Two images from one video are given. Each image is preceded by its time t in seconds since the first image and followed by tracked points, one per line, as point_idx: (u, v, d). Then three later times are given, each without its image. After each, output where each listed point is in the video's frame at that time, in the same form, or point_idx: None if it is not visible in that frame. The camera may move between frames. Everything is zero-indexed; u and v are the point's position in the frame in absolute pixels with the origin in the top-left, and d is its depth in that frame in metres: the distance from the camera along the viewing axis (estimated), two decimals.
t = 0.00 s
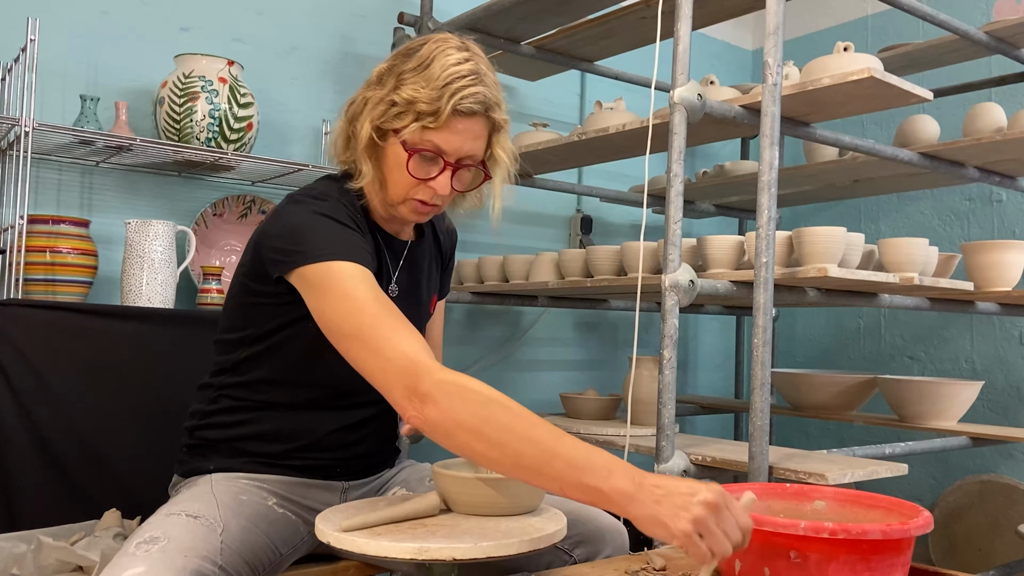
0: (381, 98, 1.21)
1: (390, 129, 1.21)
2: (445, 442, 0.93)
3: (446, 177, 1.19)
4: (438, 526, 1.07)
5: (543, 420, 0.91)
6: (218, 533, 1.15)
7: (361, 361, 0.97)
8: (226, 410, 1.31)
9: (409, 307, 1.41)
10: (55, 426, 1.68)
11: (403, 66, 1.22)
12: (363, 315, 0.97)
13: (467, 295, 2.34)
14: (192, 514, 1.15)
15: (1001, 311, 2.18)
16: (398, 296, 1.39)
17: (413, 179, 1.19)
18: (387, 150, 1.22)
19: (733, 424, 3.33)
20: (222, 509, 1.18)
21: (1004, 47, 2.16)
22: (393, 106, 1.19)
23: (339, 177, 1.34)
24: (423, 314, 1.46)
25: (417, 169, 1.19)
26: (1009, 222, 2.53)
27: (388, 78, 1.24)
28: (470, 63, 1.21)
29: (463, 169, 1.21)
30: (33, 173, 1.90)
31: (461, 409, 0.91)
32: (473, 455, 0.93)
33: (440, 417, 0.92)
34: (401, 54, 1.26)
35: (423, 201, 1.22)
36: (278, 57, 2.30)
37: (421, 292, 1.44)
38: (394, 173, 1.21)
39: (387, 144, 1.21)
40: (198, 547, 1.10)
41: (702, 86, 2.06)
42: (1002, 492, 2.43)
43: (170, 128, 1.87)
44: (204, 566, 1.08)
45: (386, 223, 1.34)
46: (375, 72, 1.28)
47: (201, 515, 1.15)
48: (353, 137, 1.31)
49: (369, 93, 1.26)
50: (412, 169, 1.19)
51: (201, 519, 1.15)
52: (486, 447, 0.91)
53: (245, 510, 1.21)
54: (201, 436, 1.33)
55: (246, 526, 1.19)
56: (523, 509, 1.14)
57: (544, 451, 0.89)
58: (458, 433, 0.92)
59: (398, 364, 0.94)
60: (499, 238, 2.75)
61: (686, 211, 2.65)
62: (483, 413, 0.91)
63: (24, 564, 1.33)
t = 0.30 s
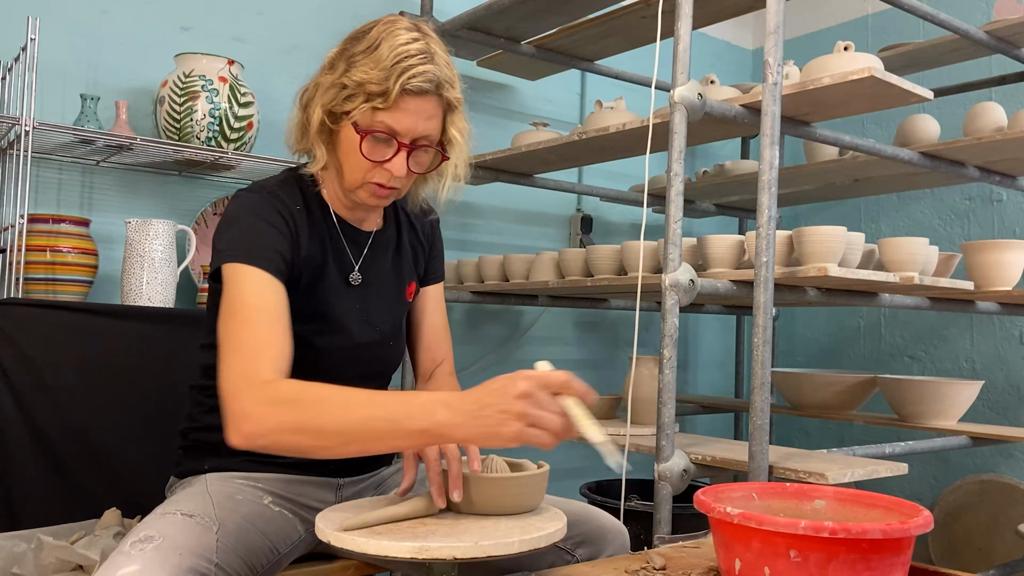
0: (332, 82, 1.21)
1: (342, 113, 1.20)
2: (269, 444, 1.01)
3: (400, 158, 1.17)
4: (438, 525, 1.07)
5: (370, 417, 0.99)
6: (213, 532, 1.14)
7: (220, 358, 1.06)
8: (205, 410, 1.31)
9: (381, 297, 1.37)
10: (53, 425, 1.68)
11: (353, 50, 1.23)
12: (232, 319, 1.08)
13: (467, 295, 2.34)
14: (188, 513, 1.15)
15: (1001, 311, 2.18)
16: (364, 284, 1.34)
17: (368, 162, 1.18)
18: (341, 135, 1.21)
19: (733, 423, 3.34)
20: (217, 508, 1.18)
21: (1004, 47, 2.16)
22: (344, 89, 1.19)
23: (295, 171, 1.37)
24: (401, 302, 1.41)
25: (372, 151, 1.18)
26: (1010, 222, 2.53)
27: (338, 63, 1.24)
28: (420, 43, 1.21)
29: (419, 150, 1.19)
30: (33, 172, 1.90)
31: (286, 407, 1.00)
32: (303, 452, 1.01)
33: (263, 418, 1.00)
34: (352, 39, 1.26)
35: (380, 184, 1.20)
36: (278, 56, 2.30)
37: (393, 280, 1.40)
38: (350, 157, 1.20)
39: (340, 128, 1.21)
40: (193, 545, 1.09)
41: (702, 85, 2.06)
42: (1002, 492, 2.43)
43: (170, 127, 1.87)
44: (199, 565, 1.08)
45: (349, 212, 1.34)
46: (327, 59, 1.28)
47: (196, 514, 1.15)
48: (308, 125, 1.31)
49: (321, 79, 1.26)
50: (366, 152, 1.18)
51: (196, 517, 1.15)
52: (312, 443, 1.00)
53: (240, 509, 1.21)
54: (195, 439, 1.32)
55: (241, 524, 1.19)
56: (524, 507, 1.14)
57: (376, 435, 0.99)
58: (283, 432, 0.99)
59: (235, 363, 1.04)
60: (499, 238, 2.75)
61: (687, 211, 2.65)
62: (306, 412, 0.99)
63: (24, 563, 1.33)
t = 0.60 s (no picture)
0: (291, 79, 1.20)
1: (304, 110, 1.20)
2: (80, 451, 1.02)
3: (366, 153, 1.17)
4: (439, 525, 1.07)
5: (175, 461, 0.98)
6: (199, 531, 1.14)
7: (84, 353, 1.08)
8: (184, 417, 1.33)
9: (352, 294, 1.36)
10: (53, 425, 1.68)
11: (311, 44, 1.22)
12: (110, 322, 1.10)
13: (467, 294, 2.34)
14: (173, 514, 1.16)
15: (1001, 310, 2.18)
16: (333, 283, 1.34)
17: (333, 159, 1.18)
18: (304, 133, 1.21)
19: (734, 422, 3.34)
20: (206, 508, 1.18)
21: (1005, 46, 2.16)
22: (304, 86, 1.19)
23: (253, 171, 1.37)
24: (375, 297, 1.40)
25: (336, 148, 1.18)
26: (1010, 222, 2.53)
27: (296, 58, 1.23)
28: (380, 34, 1.21)
29: (384, 144, 1.19)
30: (33, 172, 1.90)
31: (102, 426, 0.99)
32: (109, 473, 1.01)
33: (78, 430, 1.00)
34: (308, 33, 1.25)
35: (347, 181, 1.20)
36: (278, 55, 2.30)
37: (365, 276, 1.40)
38: (314, 154, 1.20)
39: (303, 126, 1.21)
40: (179, 543, 1.10)
41: (702, 84, 2.06)
42: (1002, 492, 2.43)
43: (170, 127, 1.87)
44: (184, 563, 1.08)
45: (311, 209, 1.34)
46: (284, 55, 1.27)
47: (184, 513, 1.16)
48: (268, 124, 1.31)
49: (279, 75, 1.26)
50: (331, 149, 1.18)
51: (183, 517, 1.16)
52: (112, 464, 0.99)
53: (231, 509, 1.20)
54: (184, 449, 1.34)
55: (232, 523, 1.18)
56: (524, 506, 1.15)
57: (178, 476, 0.98)
58: (86, 447, 1.00)
59: (91, 363, 1.05)
60: (500, 238, 2.75)
61: (687, 211, 2.65)
62: (119, 439, 0.98)
63: (24, 562, 1.33)
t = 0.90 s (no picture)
0: (267, 79, 1.20)
1: (281, 110, 1.20)
2: (93, 463, 1.04)
3: (347, 151, 1.17)
4: (438, 524, 1.07)
5: (176, 454, 0.99)
6: (203, 531, 1.13)
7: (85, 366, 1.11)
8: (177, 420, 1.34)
9: (338, 292, 1.36)
10: (52, 424, 1.68)
11: (284, 44, 1.22)
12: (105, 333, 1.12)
13: (466, 294, 2.34)
14: (177, 514, 1.15)
15: (1001, 310, 2.18)
16: (316, 281, 1.34)
17: (315, 158, 1.18)
18: (283, 133, 1.21)
19: (733, 422, 3.34)
20: (208, 508, 1.18)
21: (1005, 45, 2.16)
22: (280, 86, 1.19)
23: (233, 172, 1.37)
24: (362, 294, 1.40)
25: (317, 147, 1.17)
26: (1010, 222, 2.53)
27: (270, 58, 1.23)
28: (353, 30, 1.21)
29: (365, 140, 1.19)
30: (33, 171, 1.90)
31: (103, 431, 1.01)
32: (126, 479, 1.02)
33: (82, 439, 1.02)
34: (281, 32, 1.25)
35: (329, 180, 1.20)
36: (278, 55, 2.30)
37: (351, 274, 1.39)
38: (295, 154, 1.19)
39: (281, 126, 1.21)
40: (184, 544, 1.09)
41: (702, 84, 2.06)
42: (1002, 491, 2.43)
43: (170, 126, 1.87)
44: (189, 564, 1.07)
45: (293, 209, 1.34)
46: (257, 56, 1.27)
47: (187, 514, 1.15)
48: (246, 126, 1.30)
49: (254, 77, 1.26)
50: (311, 148, 1.17)
51: (186, 517, 1.15)
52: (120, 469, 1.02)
53: (232, 508, 1.20)
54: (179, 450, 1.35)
55: (233, 523, 1.18)
56: (524, 505, 1.14)
57: (179, 464, 0.99)
58: (96, 453, 1.02)
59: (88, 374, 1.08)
60: (500, 238, 2.75)
61: (687, 211, 2.65)
62: (121, 440, 1.00)
63: (24, 562, 1.32)
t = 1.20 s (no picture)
0: (284, 87, 1.20)
1: (298, 118, 1.19)
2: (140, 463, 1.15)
3: (363, 159, 1.17)
4: (439, 524, 1.07)
5: (213, 454, 1.09)
6: (199, 532, 1.13)
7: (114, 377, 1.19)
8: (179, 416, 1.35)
9: (345, 296, 1.36)
10: (52, 425, 1.68)
11: (302, 51, 1.22)
12: (127, 344, 1.18)
13: (466, 294, 2.33)
14: (173, 514, 1.15)
15: (1001, 310, 2.18)
16: (324, 286, 1.34)
17: (329, 166, 1.17)
18: (298, 141, 1.20)
19: (733, 422, 3.34)
20: (204, 509, 1.18)
21: (1004, 46, 2.16)
22: (298, 94, 1.18)
23: (243, 174, 1.37)
24: (369, 298, 1.40)
25: (333, 155, 1.17)
26: (1010, 222, 2.53)
27: (288, 65, 1.23)
28: (372, 39, 1.20)
29: (381, 149, 1.18)
30: (33, 172, 1.90)
31: (146, 442, 1.11)
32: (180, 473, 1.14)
33: (132, 450, 1.13)
34: (299, 40, 1.25)
35: (343, 187, 1.19)
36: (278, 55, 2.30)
37: (359, 278, 1.39)
38: (309, 161, 1.19)
39: (297, 134, 1.20)
40: (178, 545, 1.09)
41: (701, 84, 2.06)
42: (1001, 491, 2.43)
43: (169, 127, 1.87)
44: (184, 564, 1.07)
45: (305, 214, 1.33)
46: (274, 63, 1.27)
47: (182, 514, 1.15)
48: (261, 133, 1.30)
49: (271, 84, 1.25)
50: (327, 156, 1.17)
51: (182, 517, 1.14)
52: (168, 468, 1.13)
53: (228, 509, 1.20)
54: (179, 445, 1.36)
55: (229, 524, 1.18)
56: (523, 506, 1.14)
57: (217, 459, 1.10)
58: (146, 460, 1.13)
59: (117, 388, 1.15)
60: (499, 238, 2.75)
61: (687, 211, 2.65)
62: (163, 447, 1.10)
63: (23, 563, 1.32)
